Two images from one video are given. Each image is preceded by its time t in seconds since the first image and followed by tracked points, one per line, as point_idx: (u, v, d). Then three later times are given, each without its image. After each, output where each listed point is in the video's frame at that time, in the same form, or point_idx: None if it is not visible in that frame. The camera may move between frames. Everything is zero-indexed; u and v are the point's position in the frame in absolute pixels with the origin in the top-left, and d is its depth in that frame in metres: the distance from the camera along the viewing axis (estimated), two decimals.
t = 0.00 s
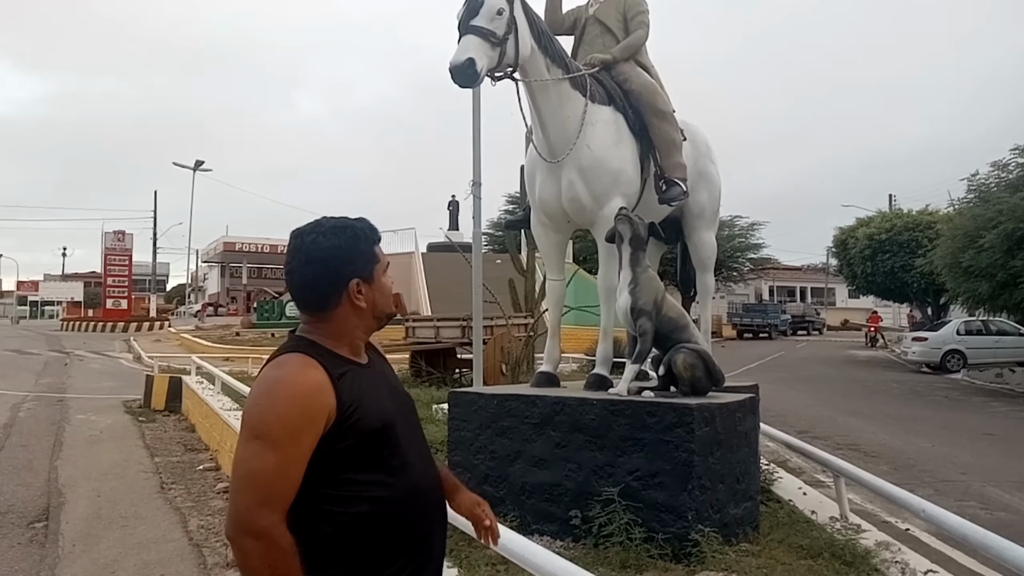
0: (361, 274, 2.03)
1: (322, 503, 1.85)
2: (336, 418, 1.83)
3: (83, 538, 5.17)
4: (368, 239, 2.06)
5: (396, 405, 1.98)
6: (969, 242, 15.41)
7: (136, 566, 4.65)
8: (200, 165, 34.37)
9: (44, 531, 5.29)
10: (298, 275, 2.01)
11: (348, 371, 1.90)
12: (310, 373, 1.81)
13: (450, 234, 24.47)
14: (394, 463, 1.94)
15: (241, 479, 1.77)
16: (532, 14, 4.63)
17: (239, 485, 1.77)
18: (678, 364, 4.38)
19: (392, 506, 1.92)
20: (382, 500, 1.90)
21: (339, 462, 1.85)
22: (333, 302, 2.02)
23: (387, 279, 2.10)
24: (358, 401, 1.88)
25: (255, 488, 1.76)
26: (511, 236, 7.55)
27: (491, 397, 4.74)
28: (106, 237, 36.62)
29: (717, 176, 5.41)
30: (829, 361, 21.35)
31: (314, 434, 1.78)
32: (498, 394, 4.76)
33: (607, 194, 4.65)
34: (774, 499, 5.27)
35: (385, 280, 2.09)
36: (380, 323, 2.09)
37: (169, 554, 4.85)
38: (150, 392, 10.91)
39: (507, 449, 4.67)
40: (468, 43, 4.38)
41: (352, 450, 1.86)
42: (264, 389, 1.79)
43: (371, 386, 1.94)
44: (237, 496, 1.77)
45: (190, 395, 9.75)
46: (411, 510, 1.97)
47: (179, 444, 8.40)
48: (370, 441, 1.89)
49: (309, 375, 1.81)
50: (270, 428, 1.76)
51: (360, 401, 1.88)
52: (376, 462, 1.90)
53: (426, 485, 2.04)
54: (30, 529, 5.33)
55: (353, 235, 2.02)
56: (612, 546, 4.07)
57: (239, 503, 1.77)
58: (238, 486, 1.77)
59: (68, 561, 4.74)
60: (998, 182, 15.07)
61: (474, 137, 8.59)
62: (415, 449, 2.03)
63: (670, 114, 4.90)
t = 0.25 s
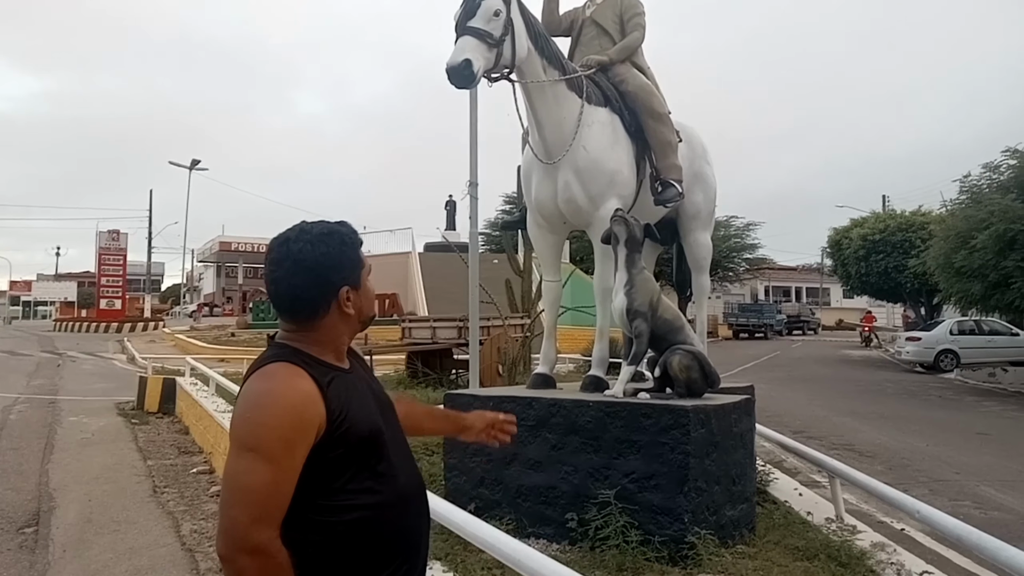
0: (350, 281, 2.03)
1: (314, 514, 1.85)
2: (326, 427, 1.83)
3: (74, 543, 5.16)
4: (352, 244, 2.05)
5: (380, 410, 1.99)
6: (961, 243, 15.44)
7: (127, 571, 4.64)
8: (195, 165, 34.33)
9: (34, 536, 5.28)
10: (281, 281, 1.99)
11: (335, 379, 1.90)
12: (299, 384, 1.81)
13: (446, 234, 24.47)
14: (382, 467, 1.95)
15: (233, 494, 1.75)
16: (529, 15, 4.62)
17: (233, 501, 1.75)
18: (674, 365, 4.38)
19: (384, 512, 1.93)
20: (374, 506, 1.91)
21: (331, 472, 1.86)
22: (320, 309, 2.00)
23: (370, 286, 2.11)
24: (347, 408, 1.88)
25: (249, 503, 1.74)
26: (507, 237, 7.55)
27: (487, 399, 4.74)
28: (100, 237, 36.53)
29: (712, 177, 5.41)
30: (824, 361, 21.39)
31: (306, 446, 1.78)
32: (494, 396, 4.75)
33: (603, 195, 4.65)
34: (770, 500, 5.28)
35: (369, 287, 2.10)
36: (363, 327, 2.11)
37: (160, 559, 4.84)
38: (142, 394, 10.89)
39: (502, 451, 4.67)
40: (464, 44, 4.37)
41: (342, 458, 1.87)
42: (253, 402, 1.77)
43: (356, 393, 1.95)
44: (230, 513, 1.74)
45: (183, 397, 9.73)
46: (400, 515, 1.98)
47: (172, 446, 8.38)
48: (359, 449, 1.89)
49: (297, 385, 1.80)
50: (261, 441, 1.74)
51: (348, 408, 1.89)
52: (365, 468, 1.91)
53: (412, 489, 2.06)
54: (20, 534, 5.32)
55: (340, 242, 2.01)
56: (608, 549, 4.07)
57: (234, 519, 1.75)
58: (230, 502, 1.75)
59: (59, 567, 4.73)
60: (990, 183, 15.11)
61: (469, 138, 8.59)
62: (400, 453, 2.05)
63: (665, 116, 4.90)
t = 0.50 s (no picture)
0: (343, 290, 2.03)
1: (309, 524, 1.86)
2: (319, 437, 1.83)
3: (66, 550, 5.15)
4: (346, 254, 2.04)
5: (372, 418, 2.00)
6: (953, 246, 15.52)
7: None
8: (189, 167, 34.32)
9: (26, 542, 5.27)
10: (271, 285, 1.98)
11: (327, 388, 1.91)
12: (292, 394, 1.81)
13: (441, 235, 24.49)
14: (375, 475, 1.96)
15: (228, 505, 1.75)
16: (525, 20, 4.63)
17: (227, 512, 1.75)
18: (670, 370, 4.39)
19: (376, 523, 1.93)
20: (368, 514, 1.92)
21: (325, 482, 1.87)
22: (312, 316, 1.99)
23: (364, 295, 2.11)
24: (340, 417, 1.88)
25: (241, 513, 1.74)
26: (503, 240, 7.56)
27: (482, 404, 4.75)
28: (93, 238, 36.46)
29: (707, 181, 5.43)
30: (818, 363, 21.45)
31: (298, 455, 1.78)
32: (489, 400, 4.76)
33: (599, 200, 4.66)
34: (765, 504, 5.30)
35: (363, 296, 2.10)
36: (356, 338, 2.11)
37: (153, 566, 4.84)
38: (135, 397, 10.86)
39: (498, 456, 4.67)
40: (460, 49, 4.37)
41: (336, 467, 1.87)
42: (245, 412, 1.77)
43: (348, 402, 1.95)
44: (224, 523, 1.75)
45: (176, 401, 9.71)
46: (393, 525, 1.98)
47: (164, 450, 8.37)
48: (351, 459, 1.90)
49: (290, 395, 1.80)
50: (255, 451, 1.75)
51: (342, 417, 1.89)
52: (358, 477, 1.92)
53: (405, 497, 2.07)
54: (11, 540, 5.31)
55: (334, 251, 2.01)
56: (603, 554, 4.08)
57: (228, 531, 1.75)
58: (225, 512, 1.76)
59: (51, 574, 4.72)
60: (982, 186, 15.18)
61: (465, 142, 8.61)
62: (393, 463, 2.05)
63: (661, 121, 4.92)
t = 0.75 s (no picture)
0: (335, 303, 2.00)
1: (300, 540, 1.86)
2: (310, 453, 1.83)
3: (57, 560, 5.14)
4: (341, 268, 2.02)
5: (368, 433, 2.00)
6: (944, 252, 15.60)
7: None
8: (183, 172, 34.30)
9: (16, 553, 5.26)
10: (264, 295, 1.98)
11: (319, 404, 1.91)
12: (283, 411, 1.81)
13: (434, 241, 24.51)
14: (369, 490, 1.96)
15: (217, 522, 1.76)
16: (521, 30, 4.64)
17: (216, 529, 1.76)
18: (665, 380, 4.41)
19: (373, 538, 1.93)
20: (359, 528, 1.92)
21: (317, 497, 1.87)
22: (302, 330, 1.97)
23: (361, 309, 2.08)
24: (333, 433, 1.88)
25: (232, 531, 1.75)
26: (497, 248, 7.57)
27: (477, 413, 4.76)
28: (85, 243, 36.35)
29: (703, 190, 5.45)
30: (810, 368, 21.51)
31: (289, 472, 1.78)
32: (484, 410, 4.77)
33: (595, 209, 4.67)
34: (759, 512, 5.33)
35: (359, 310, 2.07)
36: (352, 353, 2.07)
37: None
38: (126, 404, 10.83)
39: (493, 466, 4.69)
40: (456, 59, 4.37)
41: (328, 481, 1.87)
42: (235, 430, 1.78)
43: (342, 416, 1.95)
44: (214, 541, 1.75)
45: (168, 409, 9.69)
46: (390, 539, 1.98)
47: (156, 459, 8.34)
48: (344, 474, 1.90)
49: (281, 412, 1.80)
50: (244, 469, 1.75)
51: (335, 433, 1.89)
52: (350, 494, 1.92)
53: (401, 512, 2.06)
54: (2, 551, 5.29)
55: (326, 264, 1.99)
56: (599, 564, 4.09)
57: (215, 549, 1.76)
58: (214, 529, 1.76)
59: None
60: (973, 193, 15.26)
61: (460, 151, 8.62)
62: (390, 476, 2.05)
63: (656, 130, 4.94)
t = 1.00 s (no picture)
0: (301, 316, 1.96)
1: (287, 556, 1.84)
2: (296, 467, 1.82)
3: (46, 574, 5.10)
4: (324, 282, 2.01)
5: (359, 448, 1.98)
6: (935, 261, 15.70)
7: None
8: (174, 181, 34.25)
9: (5, 566, 5.22)
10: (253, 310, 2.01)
11: (307, 419, 1.89)
12: (267, 425, 1.80)
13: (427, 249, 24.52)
14: (358, 505, 1.94)
15: (200, 537, 1.75)
16: (516, 41, 4.65)
17: (199, 545, 1.76)
18: (659, 391, 4.41)
19: (361, 554, 1.91)
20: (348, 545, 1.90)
21: (304, 513, 1.85)
22: (283, 344, 1.97)
23: (347, 326, 2.00)
24: (320, 447, 1.87)
25: (215, 546, 1.75)
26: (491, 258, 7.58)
27: (471, 425, 4.75)
28: (75, 252, 36.23)
29: (696, 200, 5.47)
30: (802, 376, 21.58)
31: (272, 488, 1.77)
32: (478, 421, 4.77)
33: (589, 220, 4.68)
34: (752, 522, 5.34)
35: (343, 326, 1.99)
36: (335, 371, 1.99)
37: None
38: (117, 415, 10.78)
39: (487, 477, 4.68)
40: (451, 70, 4.37)
41: (315, 497, 1.86)
42: (218, 444, 1.77)
43: (331, 431, 1.94)
44: (197, 557, 1.75)
45: (159, 419, 9.65)
46: (380, 555, 1.96)
47: (147, 470, 8.30)
48: (332, 489, 1.88)
49: (265, 427, 1.79)
50: (226, 484, 1.74)
51: (322, 447, 1.88)
52: (339, 509, 1.90)
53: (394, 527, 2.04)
54: None
55: (306, 277, 1.99)
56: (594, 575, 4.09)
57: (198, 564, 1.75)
58: (197, 545, 1.76)
59: None
60: (963, 202, 15.36)
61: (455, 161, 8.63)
62: (382, 491, 2.03)
63: (651, 141, 4.95)
